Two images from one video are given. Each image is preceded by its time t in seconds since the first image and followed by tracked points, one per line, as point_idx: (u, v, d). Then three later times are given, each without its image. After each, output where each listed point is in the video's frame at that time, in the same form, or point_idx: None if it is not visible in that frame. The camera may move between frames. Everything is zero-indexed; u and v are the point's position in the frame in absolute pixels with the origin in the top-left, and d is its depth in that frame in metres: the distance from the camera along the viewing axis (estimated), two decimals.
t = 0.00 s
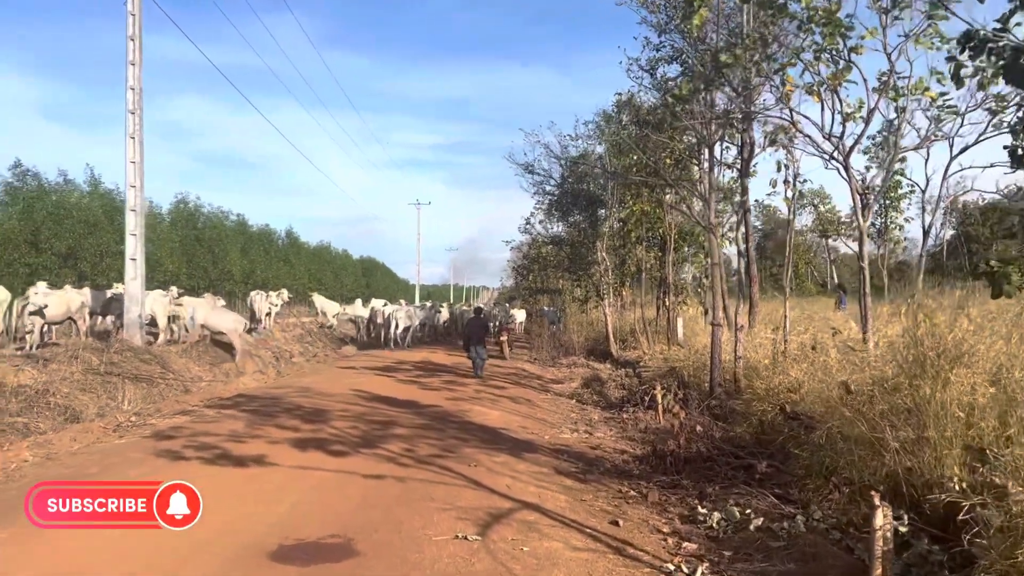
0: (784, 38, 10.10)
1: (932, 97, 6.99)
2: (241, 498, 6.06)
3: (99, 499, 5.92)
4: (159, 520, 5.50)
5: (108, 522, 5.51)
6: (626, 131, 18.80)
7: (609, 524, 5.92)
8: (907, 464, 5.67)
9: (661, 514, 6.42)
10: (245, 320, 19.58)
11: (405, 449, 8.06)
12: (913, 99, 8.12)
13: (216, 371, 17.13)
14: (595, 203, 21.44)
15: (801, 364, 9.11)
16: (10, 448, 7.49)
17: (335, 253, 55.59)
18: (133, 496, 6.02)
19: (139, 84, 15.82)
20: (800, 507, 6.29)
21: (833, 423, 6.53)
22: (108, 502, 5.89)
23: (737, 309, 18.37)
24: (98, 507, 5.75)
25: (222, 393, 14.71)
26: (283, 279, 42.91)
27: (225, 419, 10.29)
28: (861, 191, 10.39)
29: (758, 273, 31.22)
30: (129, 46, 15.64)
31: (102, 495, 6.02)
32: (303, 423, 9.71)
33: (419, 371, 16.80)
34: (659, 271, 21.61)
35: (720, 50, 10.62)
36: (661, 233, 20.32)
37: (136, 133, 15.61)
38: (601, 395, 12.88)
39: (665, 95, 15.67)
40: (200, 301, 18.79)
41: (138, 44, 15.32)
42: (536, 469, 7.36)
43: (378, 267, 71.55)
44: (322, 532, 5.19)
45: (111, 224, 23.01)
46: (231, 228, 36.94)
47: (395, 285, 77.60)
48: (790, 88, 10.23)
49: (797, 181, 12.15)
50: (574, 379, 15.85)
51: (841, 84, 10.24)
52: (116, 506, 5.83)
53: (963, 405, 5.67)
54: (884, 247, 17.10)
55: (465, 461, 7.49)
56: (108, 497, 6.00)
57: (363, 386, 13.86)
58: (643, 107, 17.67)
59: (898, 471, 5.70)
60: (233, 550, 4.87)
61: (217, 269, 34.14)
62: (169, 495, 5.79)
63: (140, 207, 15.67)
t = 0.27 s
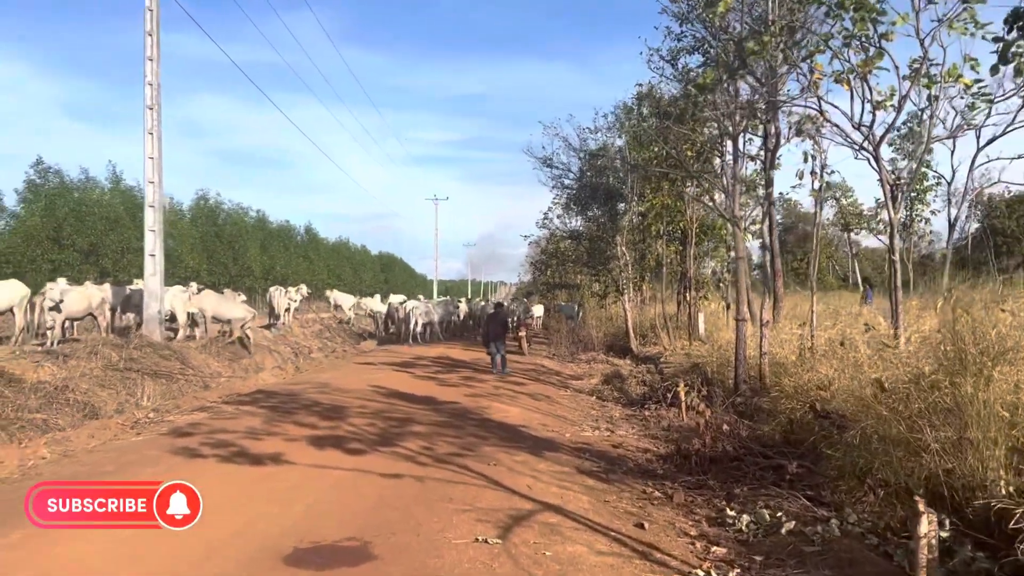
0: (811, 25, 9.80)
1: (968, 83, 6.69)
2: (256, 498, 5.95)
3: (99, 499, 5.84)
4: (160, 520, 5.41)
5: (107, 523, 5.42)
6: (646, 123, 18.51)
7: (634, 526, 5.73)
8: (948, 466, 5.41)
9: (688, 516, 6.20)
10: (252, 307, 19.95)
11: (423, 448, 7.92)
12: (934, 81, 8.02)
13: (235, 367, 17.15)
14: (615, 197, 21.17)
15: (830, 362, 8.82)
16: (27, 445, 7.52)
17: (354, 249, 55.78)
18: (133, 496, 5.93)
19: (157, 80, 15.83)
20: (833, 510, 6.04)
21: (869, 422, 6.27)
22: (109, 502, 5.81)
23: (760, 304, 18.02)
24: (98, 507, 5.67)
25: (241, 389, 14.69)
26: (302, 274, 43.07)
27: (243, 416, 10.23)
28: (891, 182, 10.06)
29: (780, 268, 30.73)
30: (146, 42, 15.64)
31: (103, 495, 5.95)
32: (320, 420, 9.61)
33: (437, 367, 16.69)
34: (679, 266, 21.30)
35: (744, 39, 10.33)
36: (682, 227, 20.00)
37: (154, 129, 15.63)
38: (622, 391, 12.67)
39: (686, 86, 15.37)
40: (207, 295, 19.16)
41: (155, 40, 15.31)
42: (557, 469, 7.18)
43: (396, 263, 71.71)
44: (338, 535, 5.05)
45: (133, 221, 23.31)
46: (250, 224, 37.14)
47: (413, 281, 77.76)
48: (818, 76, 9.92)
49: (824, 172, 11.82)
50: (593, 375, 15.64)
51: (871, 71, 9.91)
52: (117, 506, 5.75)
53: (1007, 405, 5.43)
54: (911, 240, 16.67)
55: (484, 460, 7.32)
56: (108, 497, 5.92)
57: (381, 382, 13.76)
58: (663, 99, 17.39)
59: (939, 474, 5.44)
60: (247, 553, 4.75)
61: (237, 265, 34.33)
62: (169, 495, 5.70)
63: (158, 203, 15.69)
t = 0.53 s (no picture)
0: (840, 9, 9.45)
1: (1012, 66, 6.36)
2: (269, 499, 5.79)
3: (99, 499, 5.75)
4: (159, 520, 5.31)
5: (104, 522, 5.34)
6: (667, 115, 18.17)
7: (660, 530, 5.48)
8: (994, 468, 5.10)
9: (715, 519, 5.94)
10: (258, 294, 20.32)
11: (441, 446, 7.74)
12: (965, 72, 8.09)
13: (253, 364, 17.14)
14: (634, 190, 20.85)
15: (861, 357, 8.51)
16: (42, 443, 7.52)
17: (372, 246, 55.85)
18: (133, 496, 5.84)
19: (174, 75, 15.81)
20: (869, 513, 5.75)
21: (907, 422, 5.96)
22: (108, 502, 5.72)
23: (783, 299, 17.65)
24: (97, 507, 5.58)
25: (258, 386, 14.63)
26: (321, 271, 43.15)
27: (258, 413, 10.12)
28: (924, 173, 9.69)
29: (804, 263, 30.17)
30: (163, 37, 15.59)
31: (102, 495, 5.87)
32: (336, 417, 9.47)
33: (455, 363, 16.52)
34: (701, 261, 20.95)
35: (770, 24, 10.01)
36: (703, 220, 19.66)
37: (171, 124, 15.64)
38: (643, 388, 12.40)
39: (709, 76, 15.02)
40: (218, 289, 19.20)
41: (172, 34, 15.27)
42: (579, 468, 6.96)
43: (415, 260, 71.76)
44: (352, 537, 4.88)
45: (153, 219, 23.48)
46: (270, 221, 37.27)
47: (431, 278, 77.81)
48: (848, 62, 9.57)
49: (853, 162, 11.44)
50: (614, 371, 15.36)
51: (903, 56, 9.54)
52: (117, 506, 5.66)
53: None
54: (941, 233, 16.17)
55: (503, 459, 7.12)
56: (108, 497, 5.84)
57: (399, 379, 13.62)
58: (684, 89, 17.04)
59: (984, 476, 5.13)
60: (258, 556, 4.58)
61: (257, 261, 34.44)
62: (170, 496, 5.58)
63: (176, 199, 15.65)
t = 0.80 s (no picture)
0: None
1: None
2: (280, 503, 5.65)
3: (99, 499, 5.79)
4: (158, 520, 5.35)
5: (104, 522, 5.38)
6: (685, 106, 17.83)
7: (685, 536, 5.26)
8: None
9: (743, 524, 5.70)
10: (269, 288, 20.48)
11: (457, 445, 7.57)
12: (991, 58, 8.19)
13: (268, 359, 17.09)
14: (652, 182, 20.52)
15: (889, 353, 8.21)
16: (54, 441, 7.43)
17: (388, 240, 55.81)
18: (133, 496, 5.86)
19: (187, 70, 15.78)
20: (905, 519, 5.48)
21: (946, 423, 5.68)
22: (109, 502, 5.76)
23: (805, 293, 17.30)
24: (97, 507, 5.62)
25: (273, 382, 14.57)
26: (337, 265, 43.18)
27: (273, 410, 10.01)
28: (956, 162, 9.32)
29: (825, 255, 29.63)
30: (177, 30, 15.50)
31: (103, 495, 5.89)
32: (351, 414, 9.33)
33: (470, 358, 16.36)
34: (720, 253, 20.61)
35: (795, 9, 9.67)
36: (722, 212, 19.32)
37: (185, 119, 15.75)
38: (663, 384, 12.16)
39: (729, 65, 14.66)
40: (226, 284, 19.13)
41: (185, 28, 15.19)
42: (599, 469, 6.76)
43: (430, 254, 71.68)
44: (365, 545, 4.71)
45: (169, 215, 23.56)
46: (286, 215, 37.31)
47: (447, 272, 77.73)
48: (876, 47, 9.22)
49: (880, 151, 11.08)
50: (632, 367, 15.10)
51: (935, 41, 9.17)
52: (117, 506, 5.68)
53: None
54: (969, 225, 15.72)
55: (521, 459, 6.93)
56: (109, 497, 5.86)
57: (413, 375, 13.47)
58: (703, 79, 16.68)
59: None
60: (267, 566, 4.43)
61: (273, 256, 34.49)
62: (176, 501, 5.50)
63: (190, 194, 15.67)
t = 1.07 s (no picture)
0: None
1: None
2: (287, 506, 5.44)
3: (99, 499, 5.68)
4: (158, 520, 5.25)
5: (104, 522, 5.28)
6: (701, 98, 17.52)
7: (710, 542, 5.00)
8: None
9: (768, 528, 5.43)
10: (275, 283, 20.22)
11: (470, 445, 7.35)
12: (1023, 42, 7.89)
13: (278, 356, 16.99)
14: (666, 176, 20.20)
15: (917, 349, 7.89)
16: (58, 441, 7.31)
17: (399, 237, 55.75)
18: (133, 496, 5.75)
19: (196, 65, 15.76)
20: (941, 523, 5.18)
21: (985, 424, 5.37)
22: (108, 503, 5.64)
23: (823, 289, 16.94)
24: (97, 507, 5.51)
25: (283, 380, 14.43)
26: (348, 262, 43.11)
27: (282, 409, 9.84)
28: (986, 152, 8.97)
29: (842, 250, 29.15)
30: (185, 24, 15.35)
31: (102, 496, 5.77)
32: (361, 413, 9.14)
33: (482, 355, 16.15)
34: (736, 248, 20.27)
35: None
36: (738, 207, 18.98)
37: (194, 114, 15.98)
38: (679, 382, 11.89)
39: (746, 55, 14.34)
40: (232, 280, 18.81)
41: (193, 23, 15.08)
42: (617, 470, 6.52)
43: (442, 251, 71.59)
44: (373, 551, 4.50)
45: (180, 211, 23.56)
46: (298, 212, 37.27)
47: (459, 269, 77.63)
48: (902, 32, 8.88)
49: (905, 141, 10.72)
50: (647, 364, 14.83)
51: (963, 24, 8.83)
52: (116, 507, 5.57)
53: None
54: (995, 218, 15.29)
55: (536, 460, 6.70)
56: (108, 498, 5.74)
57: (425, 372, 13.28)
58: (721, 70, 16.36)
59: None
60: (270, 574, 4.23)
61: (285, 253, 34.45)
62: (176, 505, 5.39)
63: (199, 189, 15.79)
